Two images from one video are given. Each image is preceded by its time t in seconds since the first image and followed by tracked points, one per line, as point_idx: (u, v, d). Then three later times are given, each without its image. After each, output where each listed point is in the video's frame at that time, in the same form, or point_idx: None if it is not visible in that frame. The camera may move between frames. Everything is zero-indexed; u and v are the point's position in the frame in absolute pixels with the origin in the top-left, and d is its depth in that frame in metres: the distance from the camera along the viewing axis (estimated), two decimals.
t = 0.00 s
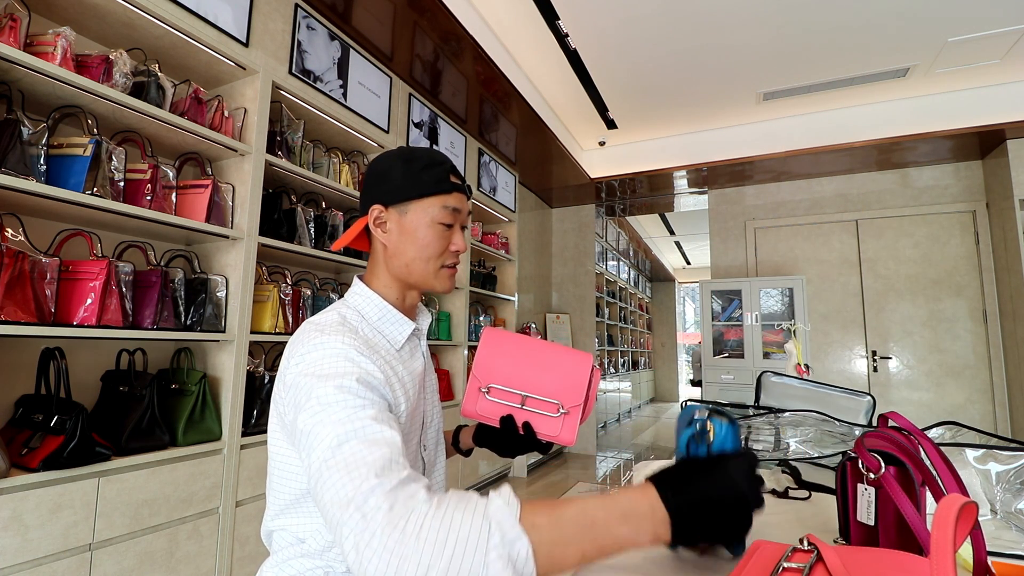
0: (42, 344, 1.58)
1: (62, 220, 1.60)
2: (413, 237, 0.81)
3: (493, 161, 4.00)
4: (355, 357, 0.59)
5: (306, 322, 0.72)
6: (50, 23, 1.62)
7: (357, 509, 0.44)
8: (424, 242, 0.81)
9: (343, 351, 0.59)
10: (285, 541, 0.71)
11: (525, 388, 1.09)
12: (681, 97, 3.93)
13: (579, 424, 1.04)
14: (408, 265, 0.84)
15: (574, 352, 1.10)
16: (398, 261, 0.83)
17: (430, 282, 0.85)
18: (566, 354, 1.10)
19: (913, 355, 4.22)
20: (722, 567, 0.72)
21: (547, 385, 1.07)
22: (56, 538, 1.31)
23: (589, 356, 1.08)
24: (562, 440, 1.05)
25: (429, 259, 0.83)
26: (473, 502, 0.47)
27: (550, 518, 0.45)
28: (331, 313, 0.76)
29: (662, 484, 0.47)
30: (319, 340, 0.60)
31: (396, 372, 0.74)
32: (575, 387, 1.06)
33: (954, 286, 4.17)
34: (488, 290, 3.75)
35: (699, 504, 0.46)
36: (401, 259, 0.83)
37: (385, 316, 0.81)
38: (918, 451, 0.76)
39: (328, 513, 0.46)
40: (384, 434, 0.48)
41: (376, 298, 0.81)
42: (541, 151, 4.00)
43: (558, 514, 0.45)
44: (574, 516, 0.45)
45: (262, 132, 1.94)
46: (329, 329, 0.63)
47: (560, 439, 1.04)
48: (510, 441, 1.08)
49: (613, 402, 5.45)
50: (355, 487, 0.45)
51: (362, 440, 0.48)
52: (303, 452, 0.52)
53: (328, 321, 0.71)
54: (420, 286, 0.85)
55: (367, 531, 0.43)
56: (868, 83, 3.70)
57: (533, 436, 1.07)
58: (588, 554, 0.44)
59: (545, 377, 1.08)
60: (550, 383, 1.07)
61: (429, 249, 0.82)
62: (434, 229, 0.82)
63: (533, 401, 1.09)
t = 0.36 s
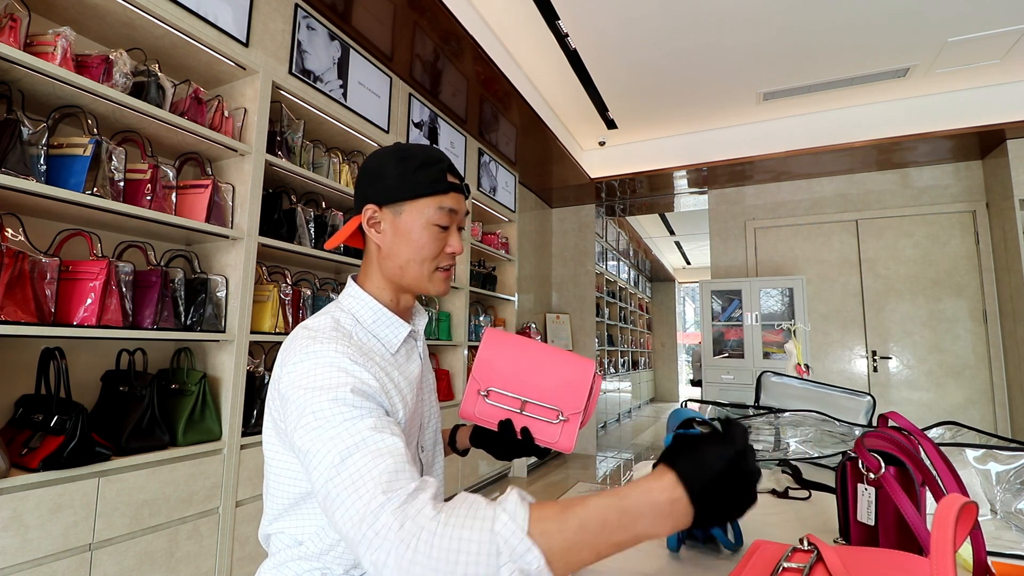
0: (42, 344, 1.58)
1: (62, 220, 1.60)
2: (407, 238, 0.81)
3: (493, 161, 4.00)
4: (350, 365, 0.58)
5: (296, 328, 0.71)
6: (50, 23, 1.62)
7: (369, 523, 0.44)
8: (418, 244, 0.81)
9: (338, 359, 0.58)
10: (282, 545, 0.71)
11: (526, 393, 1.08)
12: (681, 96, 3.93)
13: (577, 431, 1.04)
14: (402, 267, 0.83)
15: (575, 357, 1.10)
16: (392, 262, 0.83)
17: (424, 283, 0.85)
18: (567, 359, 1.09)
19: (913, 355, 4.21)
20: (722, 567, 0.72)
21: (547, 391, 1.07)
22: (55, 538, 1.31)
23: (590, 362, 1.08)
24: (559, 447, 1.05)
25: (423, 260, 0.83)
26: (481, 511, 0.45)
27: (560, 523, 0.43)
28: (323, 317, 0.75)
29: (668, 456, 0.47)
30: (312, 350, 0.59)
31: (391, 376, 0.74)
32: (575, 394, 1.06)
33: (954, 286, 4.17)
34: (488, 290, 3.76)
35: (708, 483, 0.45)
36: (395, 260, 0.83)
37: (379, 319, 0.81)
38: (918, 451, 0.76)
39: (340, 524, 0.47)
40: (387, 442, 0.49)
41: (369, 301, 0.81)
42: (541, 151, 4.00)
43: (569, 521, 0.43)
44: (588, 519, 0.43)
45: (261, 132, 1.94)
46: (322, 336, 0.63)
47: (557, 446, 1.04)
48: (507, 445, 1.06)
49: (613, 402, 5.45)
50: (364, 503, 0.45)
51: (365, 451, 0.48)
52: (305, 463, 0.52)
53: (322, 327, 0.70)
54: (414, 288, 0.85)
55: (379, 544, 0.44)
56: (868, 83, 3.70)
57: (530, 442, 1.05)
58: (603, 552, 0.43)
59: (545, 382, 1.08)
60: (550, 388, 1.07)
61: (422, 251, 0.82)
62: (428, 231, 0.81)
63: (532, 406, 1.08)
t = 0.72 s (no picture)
0: (42, 344, 1.58)
1: (62, 220, 1.60)
2: (409, 242, 0.81)
3: (493, 161, 4.00)
4: (350, 369, 0.58)
5: (293, 332, 0.71)
6: (51, 23, 1.62)
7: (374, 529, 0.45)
8: (420, 247, 0.81)
9: (338, 363, 0.58)
10: (281, 549, 0.71)
11: (527, 397, 1.08)
12: (681, 96, 3.93)
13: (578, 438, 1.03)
14: (403, 270, 0.84)
15: (578, 360, 1.06)
16: (393, 265, 0.83)
17: (424, 288, 0.85)
18: (571, 363, 1.07)
19: (913, 355, 4.21)
20: (722, 568, 0.73)
21: (546, 394, 1.05)
22: (56, 538, 1.31)
23: (594, 366, 1.04)
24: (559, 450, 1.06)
25: (424, 265, 0.83)
26: (466, 492, 0.49)
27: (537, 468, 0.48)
28: (321, 320, 0.75)
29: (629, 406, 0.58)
30: (310, 355, 0.59)
31: (391, 379, 0.74)
32: (576, 398, 1.03)
33: (954, 286, 4.17)
34: (488, 290, 3.75)
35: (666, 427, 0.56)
36: (396, 263, 0.83)
37: (380, 320, 0.81)
38: (918, 451, 0.76)
39: (344, 530, 0.47)
40: (391, 448, 0.49)
41: (369, 302, 0.81)
42: (540, 151, 4.00)
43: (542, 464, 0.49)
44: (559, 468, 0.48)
45: (262, 132, 1.94)
46: (321, 340, 0.63)
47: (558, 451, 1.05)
48: (506, 448, 1.06)
49: (613, 402, 5.44)
50: (368, 508, 0.46)
51: (366, 458, 0.48)
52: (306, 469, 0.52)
53: (321, 329, 0.70)
54: (414, 291, 0.85)
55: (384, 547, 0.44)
56: (868, 83, 3.70)
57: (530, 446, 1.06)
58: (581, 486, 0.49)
59: (544, 385, 1.06)
60: (551, 392, 1.04)
61: (425, 255, 0.82)
62: (432, 235, 0.81)
63: (532, 409, 1.08)
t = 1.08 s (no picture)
0: (42, 344, 1.58)
1: (62, 220, 1.60)
2: (402, 240, 0.81)
3: (493, 161, 4.00)
4: (342, 369, 0.58)
5: (288, 332, 0.71)
6: (51, 23, 1.62)
7: (359, 529, 0.44)
8: (414, 246, 0.81)
9: (330, 363, 0.58)
10: (277, 549, 0.71)
11: (525, 397, 1.08)
12: (681, 96, 3.93)
13: (574, 439, 1.03)
14: (398, 271, 0.83)
15: (576, 360, 1.07)
16: (388, 265, 0.83)
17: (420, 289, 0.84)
18: (569, 362, 1.08)
19: (913, 355, 4.21)
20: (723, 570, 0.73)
21: (544, 395, 1.06)
22: (56, 538, 1.31)
23: (592, 365, 1.05)
24: (556, 452, 1.05)
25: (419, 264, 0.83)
26: (468, 509, 0.46)
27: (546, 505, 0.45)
28: (316, 320, 0.75)
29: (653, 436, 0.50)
30: (302, 355, 0.59)
31: (385, 380, 0.74)
32: (574, 398, 1.04)
33: (954, 286, 4.17)
34: (488, 290, 3.75)
35: (698, 467, 0.48)
36: (391, 263, 0.83)
37: (374, 320, 0.81)
38: (918, 451, 0.76)
39: (330, 531, 0.47)
40: (380, 449, 0.49)
41: (364, 303, 0.81)
42: (540, 151, 4.00)
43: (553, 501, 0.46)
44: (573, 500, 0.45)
45: (261, 132, 1.94)
46: (314, 340, 0.63)
47: (555, 452, 1.05)
48: (503, 449, 1.06)
49: (613, 402, 5.44)
50: (355, 508, 0.45)
51: (355, 458, 0.48)
52: (295, 470, 0.52)
53: (315, 329, 0.70)
54: (409, 293, 0.85)
55: (369, 549, 0.44)
56: (868, 83, 3.70)
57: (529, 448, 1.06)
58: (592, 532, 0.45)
59: (542, 386, 1.07)
60: (549, 393, 1.05)
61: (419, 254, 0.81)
62: (426, 234, 0.81)
63: (529, 409, 1.08)
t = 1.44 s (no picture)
0: (42, 344, 1.58)
1: (62, 220, 1.60)
2: (397, 239, 0.80)
3: (493, 161, 4.00)
4: (344, 367, 0.58)
5: (287, 333, 0.71)
6: (51, 23, 1.62)
7: (376, 520, 0.44)
8: (409, 245, 0.80)
9: (331, 361, 0.58)
10: (280, 551, 0.71)
11: (526, 396, 1.07)
12: (681, 96, 3.93)
13: (576, 435, 1.02)
14: (395, 269, 0.83)
15: (577, 357, 1.06)
16: (384, 264, 0.83)
17: (417, 285, 0.85)
18: (569, 359, 1.07)
19: (914, 355, 4.21)
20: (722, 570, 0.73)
21: (545, 391, 1.05)
22: (56, 538, 1.31)
23: (592, 362, 1.04)
24: (558, 450, 1.04)
25: (414, 262, 0.83)
26: (499, 506, 0.46)
27: (582, 516, 0.44)
28: (315, 319, 0.75)
29: (692, 450, 0.47)
30: (304, 355, 0.59)
31: (385, 380, 0.74)
32: (575, 395, 1.03)
33: (954, 286, 4.17)
34: (488, 290, 3.75)
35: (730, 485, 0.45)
36: (387, 262, 0.83)
37: (374, 319, 0.81)
38: (918, 451, 0.76)
39: (345, 525, 0.46)
40: (388, 441, 0.49)
41: (363, 302, 0.81)
42: (540, 151, 4.00)
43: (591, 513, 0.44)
44: (611, 514, 0.44)
45: (262, 132, 1.94)
46: (314, 340, 0.63)
47: (556, 449, 1.04)
48: (504, 447, 1.06)
49: (613, 402, 5.44)
50: (370, 502, 0.45)
51: (364, 451, 0.48)
52: (302, 468, 0.52)
53: (315, 330, 0.70)
54: (407, 289, 0.85)
55: (388, 539, 0.43)
56: (868, 83, 3.70)
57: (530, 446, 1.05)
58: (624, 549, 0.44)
59: (543, 383, 1.06)
60: (550, 390, 1.05)
61: (414, 252, 0.81)
62: (420, 232, 0.80)
63: (529, 408, 1.08)
